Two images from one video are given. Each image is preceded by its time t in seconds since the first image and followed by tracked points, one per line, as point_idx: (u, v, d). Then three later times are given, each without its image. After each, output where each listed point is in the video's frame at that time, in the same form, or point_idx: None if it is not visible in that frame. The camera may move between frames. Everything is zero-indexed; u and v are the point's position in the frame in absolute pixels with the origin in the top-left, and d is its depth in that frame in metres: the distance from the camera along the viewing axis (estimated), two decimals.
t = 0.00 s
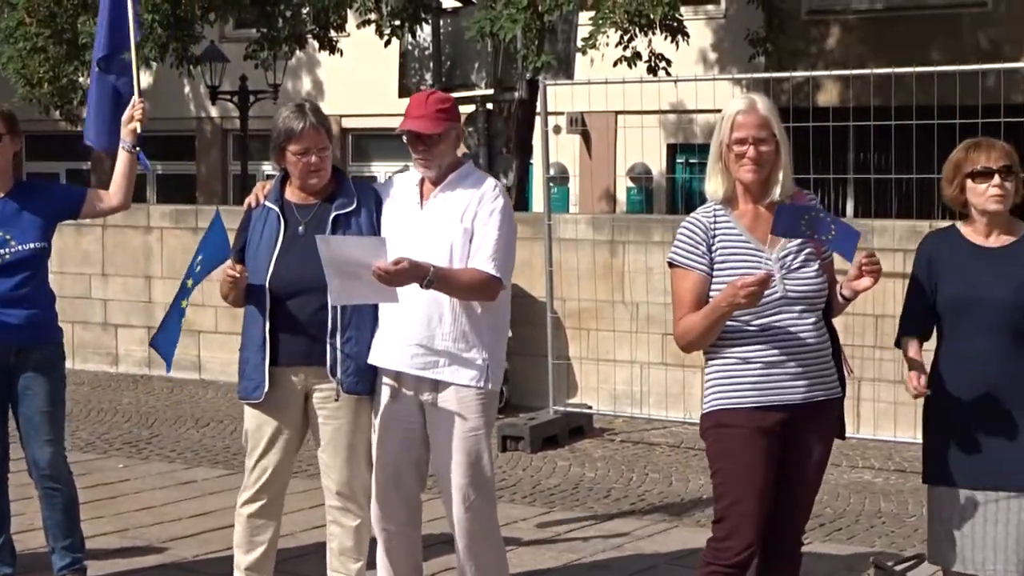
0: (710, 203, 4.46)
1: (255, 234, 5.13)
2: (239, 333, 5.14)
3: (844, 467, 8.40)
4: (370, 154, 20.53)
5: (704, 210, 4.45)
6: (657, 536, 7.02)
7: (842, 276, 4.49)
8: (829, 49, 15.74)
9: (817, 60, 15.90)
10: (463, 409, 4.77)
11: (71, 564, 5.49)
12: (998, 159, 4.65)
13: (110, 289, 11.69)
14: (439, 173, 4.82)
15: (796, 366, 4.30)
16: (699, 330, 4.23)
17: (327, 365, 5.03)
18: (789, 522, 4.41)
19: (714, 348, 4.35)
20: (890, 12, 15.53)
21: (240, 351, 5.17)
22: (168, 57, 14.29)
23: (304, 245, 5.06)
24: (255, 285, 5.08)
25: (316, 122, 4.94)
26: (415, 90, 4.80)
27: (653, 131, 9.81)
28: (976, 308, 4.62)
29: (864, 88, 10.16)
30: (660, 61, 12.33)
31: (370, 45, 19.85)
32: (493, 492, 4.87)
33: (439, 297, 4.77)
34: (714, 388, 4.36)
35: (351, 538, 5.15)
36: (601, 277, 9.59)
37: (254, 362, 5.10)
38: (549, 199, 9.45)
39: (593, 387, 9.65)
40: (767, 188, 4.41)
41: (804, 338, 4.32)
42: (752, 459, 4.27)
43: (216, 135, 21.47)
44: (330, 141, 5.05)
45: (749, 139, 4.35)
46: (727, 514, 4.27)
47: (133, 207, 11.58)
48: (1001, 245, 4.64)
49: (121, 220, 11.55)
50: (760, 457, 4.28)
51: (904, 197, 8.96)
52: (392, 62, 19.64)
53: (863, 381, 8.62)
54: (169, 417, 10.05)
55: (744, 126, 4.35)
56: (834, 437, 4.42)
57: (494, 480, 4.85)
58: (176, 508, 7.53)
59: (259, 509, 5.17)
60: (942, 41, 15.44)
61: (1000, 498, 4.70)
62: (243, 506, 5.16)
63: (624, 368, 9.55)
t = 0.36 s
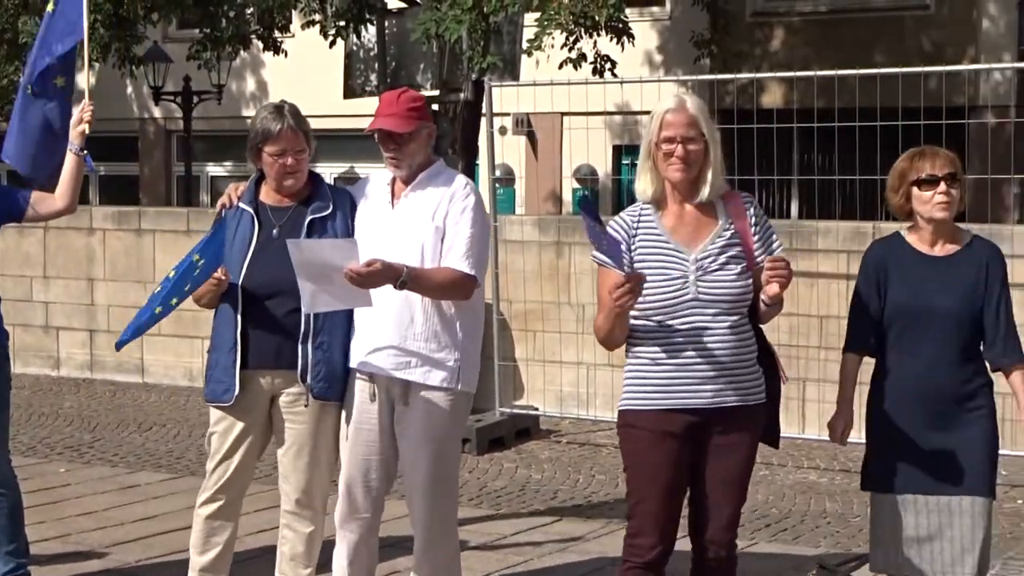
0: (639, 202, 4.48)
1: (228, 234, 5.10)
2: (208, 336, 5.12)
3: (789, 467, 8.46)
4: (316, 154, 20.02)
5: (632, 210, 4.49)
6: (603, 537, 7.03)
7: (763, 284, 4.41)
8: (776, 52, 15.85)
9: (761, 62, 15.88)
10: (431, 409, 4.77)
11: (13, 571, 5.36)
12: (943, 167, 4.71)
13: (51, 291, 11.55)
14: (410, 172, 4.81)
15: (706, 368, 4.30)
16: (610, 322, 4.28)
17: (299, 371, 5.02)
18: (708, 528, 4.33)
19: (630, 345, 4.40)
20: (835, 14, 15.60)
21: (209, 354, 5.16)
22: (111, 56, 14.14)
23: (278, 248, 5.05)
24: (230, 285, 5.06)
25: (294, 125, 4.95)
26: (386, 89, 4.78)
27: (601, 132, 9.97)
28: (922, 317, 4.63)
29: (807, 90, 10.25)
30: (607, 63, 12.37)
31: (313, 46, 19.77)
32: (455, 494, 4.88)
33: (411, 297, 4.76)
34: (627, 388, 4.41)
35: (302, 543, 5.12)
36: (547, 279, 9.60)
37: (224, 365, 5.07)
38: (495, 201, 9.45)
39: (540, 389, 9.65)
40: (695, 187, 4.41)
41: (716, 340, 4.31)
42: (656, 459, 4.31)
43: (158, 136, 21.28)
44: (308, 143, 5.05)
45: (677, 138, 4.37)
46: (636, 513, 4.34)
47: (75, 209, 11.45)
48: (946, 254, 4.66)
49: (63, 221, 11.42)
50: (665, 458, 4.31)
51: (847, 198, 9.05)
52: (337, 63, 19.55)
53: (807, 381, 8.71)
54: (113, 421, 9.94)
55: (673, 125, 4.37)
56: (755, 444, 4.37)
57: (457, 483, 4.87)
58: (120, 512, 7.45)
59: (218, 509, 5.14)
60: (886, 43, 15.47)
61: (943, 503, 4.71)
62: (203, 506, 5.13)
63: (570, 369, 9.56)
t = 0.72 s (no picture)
0: (572, 202, 4.50)
1: (175, 239, 5.09)
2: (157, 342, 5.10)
3: (740, 466, 8.51)
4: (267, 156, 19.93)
5: (566, 211, 4.53)
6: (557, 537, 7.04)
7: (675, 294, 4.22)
8: (725, 53, 15.93)
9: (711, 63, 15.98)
10: (380, 414, 4.79)
11: None
12: (912, 165, 4.72)
13: None
14: (355, 177, 4.84)
15: (615, 370, 4.29)
16: (521, 318, 4.42)
17: (256, 376, 4.99)
18: (632, 534, 4.29)
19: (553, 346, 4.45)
20: (782, 15, 15.68)
21: (156, 361, 5.11)
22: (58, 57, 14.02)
23: (228, 253, 5.03)
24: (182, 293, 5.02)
25: (244, 130, 4.93)
26: (329, 92, 4.83)
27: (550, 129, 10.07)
28: (894, 312, 4.61)
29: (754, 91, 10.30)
30: (556, 64, 12.39)
31: (262, 46, 19.66)
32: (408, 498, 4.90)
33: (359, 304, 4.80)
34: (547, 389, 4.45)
35: (256, 547, 5.09)
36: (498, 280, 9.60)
37: (178, 372, 5.04)
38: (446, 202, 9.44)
39: (492, 389, 9.64)
40: (625, 189, 4.40)
41: (625, 342, 4.30)
42: (576, 461, 4.34)
43: (106, 139, 21.13)
44: (258, 149, 5.04)
45: (608, 139, 4.36)
46: (562, 512, 4.36)
47: (23, 212, 11.35)
48: (918, 250, 4.63)
49: (10, 224, 11.31)
50: (585, 457, 4.33)
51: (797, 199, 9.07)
52: (286, 64, 19.48)
53: (758, 380, 8.75)
54: (62, 425, 9.85)
55: (603, 126, 4.37)
56: (678, 449, 4.29)
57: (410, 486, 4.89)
58: (69, 517, 7.37)
59: (170, 515, 5.10)
60: (834, 43, 15.55)
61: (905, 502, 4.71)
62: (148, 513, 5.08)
63: (522, 370, 9.56)
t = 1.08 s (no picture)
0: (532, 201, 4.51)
1: (102, 233, 5.13)
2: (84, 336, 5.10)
3: (700, 465, 8.54)
4: (227, 156, 20.22)
5: (524, 211, 4.53)
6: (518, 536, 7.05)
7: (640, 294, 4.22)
8: (688, 54, 15.99)
9: (674, 64, 16.04)
10: (319, 405, 4.82)
11: None
12: (908, 167, 4.69)
13: None
14: (281, 166, 4.86)
15: (573, 371, 4.30)
16: (482, 319, 4.41)
17: (181, 369, 5.01)
18: (588, 536, 4.31)
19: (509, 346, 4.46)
20: (746, 17, 15.74)
21: (87, 356, 5.13)
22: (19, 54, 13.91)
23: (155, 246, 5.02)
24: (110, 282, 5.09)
25: (170, 123, 4.96)
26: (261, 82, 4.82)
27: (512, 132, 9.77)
28: (892, 314, 4.57)
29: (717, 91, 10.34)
30: (520, 63, 12.38)
31: (224, 44, 19.55)
32: (354, 485, 4.95)
33: (292, 293, 4.81)
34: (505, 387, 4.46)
35: (206, 541, 5.08)
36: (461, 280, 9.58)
37: (105, 367, 5.05)
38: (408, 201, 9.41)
39: (454, 389, 9.64)
40: (583, 190, 4.40)
41: (583, 342, 4.30)
42: (534, 461, 4.33)
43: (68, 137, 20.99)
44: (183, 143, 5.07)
45: (567, 138, 4.35)
46: (519, 511, 4.36)
47: None
48: (915, 251, 4.61)
49: None
50: (544, 456, 4.33)
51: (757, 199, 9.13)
52: (249, 64, 19.39)
53: (719, 380, 8.78)
54: (21, 424, 9.78)
55: (562, 125, 4.36)
56: (636, 451, 4.29)
57: (355, 473, 4.93)
58: (27, 516, 7.32)
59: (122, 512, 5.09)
60: (795, 44, 15.60)
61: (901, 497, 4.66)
62: (91, 514, 5.10)
63: (484, 370, 9.55)
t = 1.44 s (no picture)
0: (507, 196, 4.44)
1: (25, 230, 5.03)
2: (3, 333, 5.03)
3: (663, 458, 8.57)
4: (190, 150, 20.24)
5: (501, 204, 4.43)
6: (481, 529, 7.05)
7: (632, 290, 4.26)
8: (651, 49, 16.04)
9: (637, 58, 16.09)
10: (282, 398, 4.81)
11: None
12: (879, 166, 4.72)
13: None
14: (224, 161, 4.85)
15: (574, 363, 4.27)
16: (486, 328, 4.23)
17: (98, 366, 5.02)
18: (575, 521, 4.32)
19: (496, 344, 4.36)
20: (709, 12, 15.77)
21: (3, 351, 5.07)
22: None
23: (78, 242, 5.00)
24: (25, 288, 4.99)
25: (94, 117, 4.95)
26: (196, 79, 4.80)
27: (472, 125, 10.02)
28: (858, 312, 4.63)
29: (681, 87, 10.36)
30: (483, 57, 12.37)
31: (186, 37, 19.41)
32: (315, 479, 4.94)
33: (246, 284, 4.78)
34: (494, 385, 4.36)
35: (154, 532, 5.11)
36: (423, 274, 9.58)
37: (22, 361, 5.00)
38: (371, 195, 9.38)
39: (417, 383, 9.62)
40: (562, 183, 4.38)
41: (582, 335, 4.28)
42: (526, 458, 4.28)
43: (27, 130, 20.81)
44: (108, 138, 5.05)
45: (544, 132, 4.32)
46: (506, 505, 4.31)
47: None
48: (884, 251, 4.65)
49: None
50: (537, 451, 4.27)
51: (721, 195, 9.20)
52: (212, 57, 19.28)
53: (682, 373, 8.81)
54: None
55: (539, 119, 4.33)
56: (623, 440, 4.33)
57: (315, 465, 4.93)
58: None
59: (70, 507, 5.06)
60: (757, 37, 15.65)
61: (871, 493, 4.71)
62: (34, 513, 5.06)
63: (447, 364, 9.53)
